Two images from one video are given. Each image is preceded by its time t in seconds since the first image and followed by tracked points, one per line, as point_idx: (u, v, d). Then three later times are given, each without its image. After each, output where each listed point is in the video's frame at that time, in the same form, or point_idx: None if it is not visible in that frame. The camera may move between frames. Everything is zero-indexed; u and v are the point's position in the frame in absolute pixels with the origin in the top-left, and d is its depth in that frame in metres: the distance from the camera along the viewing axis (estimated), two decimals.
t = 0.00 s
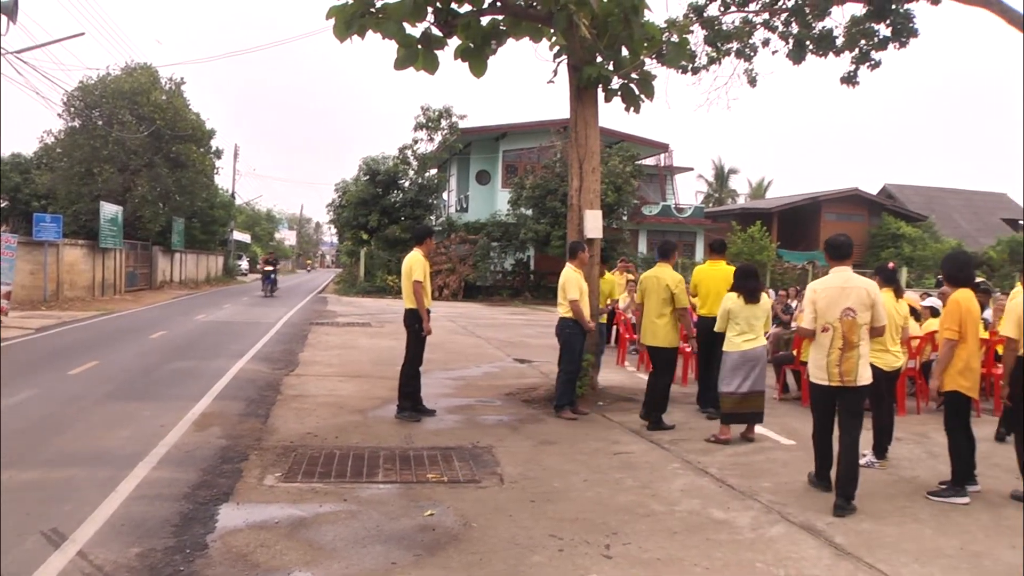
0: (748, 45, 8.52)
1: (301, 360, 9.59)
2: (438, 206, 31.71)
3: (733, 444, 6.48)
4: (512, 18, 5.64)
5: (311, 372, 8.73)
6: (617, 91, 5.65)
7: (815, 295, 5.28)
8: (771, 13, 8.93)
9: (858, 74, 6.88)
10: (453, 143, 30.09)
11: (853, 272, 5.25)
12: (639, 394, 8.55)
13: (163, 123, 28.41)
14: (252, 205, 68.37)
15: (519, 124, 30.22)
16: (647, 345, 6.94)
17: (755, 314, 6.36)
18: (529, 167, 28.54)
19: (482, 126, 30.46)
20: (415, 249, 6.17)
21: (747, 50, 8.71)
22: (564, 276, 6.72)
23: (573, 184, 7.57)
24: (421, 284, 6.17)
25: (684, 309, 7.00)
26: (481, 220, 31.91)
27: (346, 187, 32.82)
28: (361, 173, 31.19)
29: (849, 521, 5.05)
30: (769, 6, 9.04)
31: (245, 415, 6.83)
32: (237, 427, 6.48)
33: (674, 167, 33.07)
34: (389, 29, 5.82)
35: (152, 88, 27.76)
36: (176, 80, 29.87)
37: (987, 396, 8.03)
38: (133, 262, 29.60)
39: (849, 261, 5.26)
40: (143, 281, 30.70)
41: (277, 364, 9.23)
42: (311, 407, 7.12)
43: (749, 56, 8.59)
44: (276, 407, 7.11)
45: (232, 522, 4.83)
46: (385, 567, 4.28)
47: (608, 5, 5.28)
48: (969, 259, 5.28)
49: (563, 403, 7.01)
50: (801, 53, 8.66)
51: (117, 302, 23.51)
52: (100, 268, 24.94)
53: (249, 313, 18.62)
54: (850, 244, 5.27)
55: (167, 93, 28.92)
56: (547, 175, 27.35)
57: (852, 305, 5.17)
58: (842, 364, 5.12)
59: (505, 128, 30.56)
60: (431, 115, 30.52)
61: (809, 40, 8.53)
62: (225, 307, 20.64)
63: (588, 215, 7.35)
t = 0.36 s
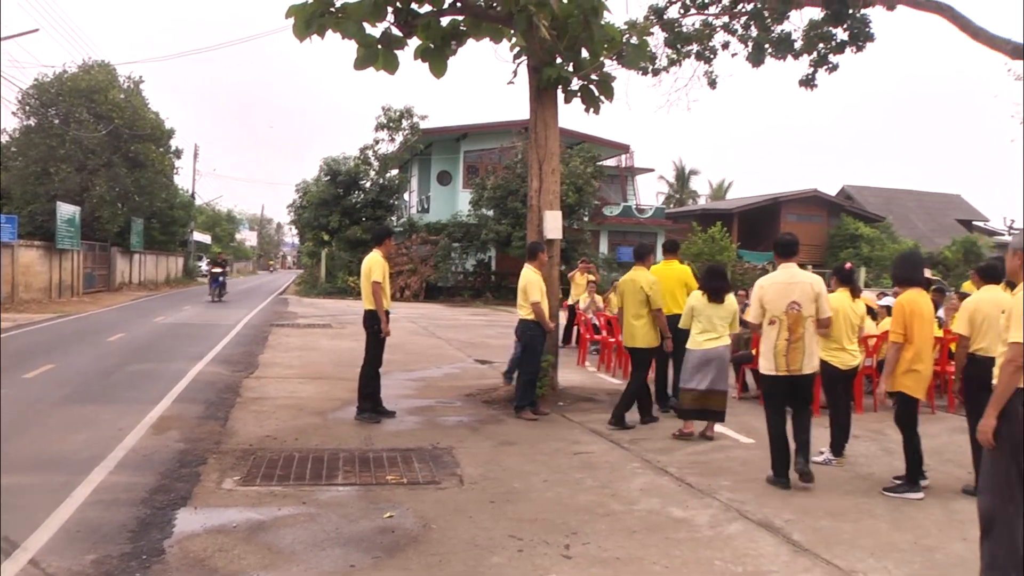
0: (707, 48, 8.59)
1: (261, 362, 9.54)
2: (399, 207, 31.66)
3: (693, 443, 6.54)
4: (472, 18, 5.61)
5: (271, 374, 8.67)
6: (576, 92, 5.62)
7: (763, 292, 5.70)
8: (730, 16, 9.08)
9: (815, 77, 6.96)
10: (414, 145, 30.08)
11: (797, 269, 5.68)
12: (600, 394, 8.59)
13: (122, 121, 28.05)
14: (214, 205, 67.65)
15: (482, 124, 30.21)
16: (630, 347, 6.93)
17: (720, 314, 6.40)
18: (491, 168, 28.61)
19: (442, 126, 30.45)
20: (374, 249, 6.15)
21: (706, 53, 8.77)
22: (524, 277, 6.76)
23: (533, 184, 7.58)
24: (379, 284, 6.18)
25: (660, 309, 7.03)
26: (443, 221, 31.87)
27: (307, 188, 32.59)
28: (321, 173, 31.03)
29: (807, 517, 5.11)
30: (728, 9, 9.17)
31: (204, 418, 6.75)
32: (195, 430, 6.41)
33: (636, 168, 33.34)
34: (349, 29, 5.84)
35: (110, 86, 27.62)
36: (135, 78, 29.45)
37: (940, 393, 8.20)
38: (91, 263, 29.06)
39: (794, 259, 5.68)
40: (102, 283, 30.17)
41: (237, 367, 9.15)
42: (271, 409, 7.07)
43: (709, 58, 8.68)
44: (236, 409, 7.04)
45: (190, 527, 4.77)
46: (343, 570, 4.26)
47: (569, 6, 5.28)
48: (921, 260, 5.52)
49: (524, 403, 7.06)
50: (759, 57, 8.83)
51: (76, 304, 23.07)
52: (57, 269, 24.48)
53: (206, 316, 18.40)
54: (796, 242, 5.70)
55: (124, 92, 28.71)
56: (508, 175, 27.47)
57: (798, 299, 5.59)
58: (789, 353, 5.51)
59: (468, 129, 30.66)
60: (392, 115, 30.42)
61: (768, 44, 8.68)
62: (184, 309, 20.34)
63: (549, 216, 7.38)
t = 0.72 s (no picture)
0: (666, 51, 8.62)
1: (218, 364, 9.46)
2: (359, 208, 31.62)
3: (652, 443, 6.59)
4: (432, 19, 5.63)
5: (229, 376, 8.61)
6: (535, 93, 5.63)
7: (723, 293, 5.78)
8: (689, 20, 9.39)
9: (773, 81, 7.05)
10: (374, 145, 29.96)
11: (756, 273, 5.79)
12: (560, 395, 8.63)
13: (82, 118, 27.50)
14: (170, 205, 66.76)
15: (443, 126, 30.20)
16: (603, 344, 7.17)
17: (676, 316, 6.46)
18: (450, 169, 28.51)
19: (403, 128, 30.38)
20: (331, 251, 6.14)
21: (666, 56, 8.82)
22: (481, 281, 6.92)
23: (492, 186, 7.62)
24: (337, 285, 6.16)
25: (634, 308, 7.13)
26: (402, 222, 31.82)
27: (266, 189, 32.30)
28: (281, 173, 30.90)
29: (762, 516, 5.17)
30: (687, 13, 9.46)
31: (160, 421, 6.66)
32: (151, 433, 6.32)
33: (596, 171, 33.60)
34: (308, 29, 5.82)
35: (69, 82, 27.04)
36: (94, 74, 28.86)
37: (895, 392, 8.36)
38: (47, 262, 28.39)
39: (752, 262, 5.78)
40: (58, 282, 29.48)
41: (194, 369, 9.06)
42: (228, 412, 7.02)
43: (668, 62, 8.69)
44: (192, 412, 6.97)
45: (144, 532, 4.68)
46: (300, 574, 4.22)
47: (527, 9, 5.28)
48: (876, 262, 5.61)
49: (482, 405, 7.07)
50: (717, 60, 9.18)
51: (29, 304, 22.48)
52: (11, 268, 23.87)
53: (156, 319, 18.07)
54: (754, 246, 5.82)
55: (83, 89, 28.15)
56: (467, 177, 27.22)
57: (756, 301, 5.69)
58: (746, 353, 5.62)
59: (427, 129, 30.53)
60: (351, 117, 30.30)
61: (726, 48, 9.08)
62: (139, 311, 19.95)
63: (507, 217, 7.45)
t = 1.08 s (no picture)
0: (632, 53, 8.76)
1: (184, 367, 9.44)
2: (326, 209, 31.60)
3: (619, 443, 6.64)
4: (397, 20, 5.64)
5: (195, 379, 8.60)
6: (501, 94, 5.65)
7: (696, 290, 5.85)
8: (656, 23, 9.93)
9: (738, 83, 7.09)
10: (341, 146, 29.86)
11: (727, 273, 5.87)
12: (528, 396, 8.69)
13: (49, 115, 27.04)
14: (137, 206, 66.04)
15: (407, 127, 30.08)
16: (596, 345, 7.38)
17: (633, 317, 6.56)
18: (416, 170, 28.49)
19: (371, 129, 30.33)
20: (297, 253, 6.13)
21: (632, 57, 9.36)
22: (442, 283, 7.07)
23: (458, 187, 7.71)
24: (301, 288, 6.26)
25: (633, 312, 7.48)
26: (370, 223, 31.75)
27: (232, 189, 32.04)
28: (247, 174, 30.67)
29: (728, 514, 5.21)
30: (654, 16, 10.05)
31: (124, 424, 6.60)
32: (115, 436, 6.25)
33: (563, 172, 33.82)
34: (273, 29, 5.80)
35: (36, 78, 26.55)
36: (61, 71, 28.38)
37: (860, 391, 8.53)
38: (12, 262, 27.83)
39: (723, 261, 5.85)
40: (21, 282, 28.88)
41: (160, 372, 8.99)
42: (194, 415, 6.99)
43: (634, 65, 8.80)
44: (157, 415, 6.92)
45: (109, 536, 4.59)
46: None
47: (493, 10, 5.31)
48: (841, 264, 5.65)
49: (450, 405, 7.20)
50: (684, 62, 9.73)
51: None
52: None
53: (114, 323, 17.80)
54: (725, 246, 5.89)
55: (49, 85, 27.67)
56: (435, 178, 27.17)
57: (727, 299, 5.79)
58: (715, 349, 5.79)
59: (394, 130, 30.41)
60: (317, 117, 30.12)
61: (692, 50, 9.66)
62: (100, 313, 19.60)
63: (473, 219, 7.56)
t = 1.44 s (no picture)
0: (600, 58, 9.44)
1: (153, 371, 9.50)
2: (297, 210, 31.49)
3: (589, 445, 6.69)
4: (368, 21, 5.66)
5: (162, 383, 8.60)
6: (471, 96, 5.71)
7: (667, 290, 5.94)
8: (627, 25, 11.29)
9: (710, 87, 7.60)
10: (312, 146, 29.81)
11: (698, 274, 5.96)
12: (499, 397, 8.76)
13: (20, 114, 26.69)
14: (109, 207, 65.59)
15: (380, 127, 30.01)
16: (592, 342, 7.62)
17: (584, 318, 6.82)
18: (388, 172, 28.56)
19: (342, 130, 30.29)
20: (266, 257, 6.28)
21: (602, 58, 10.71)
22: (413, 285, 7.22)
23: (429, 188, 7.88)
24: (272, 287, 6.42)
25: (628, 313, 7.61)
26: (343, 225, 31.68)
27: (203, 190, 31.76)
28: (218, 175, 30.39)
29: (697, 514, 5.24)
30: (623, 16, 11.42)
31: (92, 428, 6.56)
32: (82, 440, 6.21)
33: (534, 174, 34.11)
34: (243, 28, 5.79)
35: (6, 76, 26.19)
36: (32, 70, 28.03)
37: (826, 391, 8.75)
38: None
39: (694, 261, 6.00)
40: None
41: (129, 375, 9.01)
42: (162, 418, 6.99)
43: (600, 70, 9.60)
44: (125, 419, 6.91)
45: (74, 541, 4.51)
46: None
47: (464, 10, 5.36)
48: (809, 266, 5.75)
49: (419, 407, 7.27)
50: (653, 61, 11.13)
51: None
52: None
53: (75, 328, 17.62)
54: (694, 249, 6.02)
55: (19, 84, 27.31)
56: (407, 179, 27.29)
57: (695, 299, 5.86)
58: (683, 349, 5.79)
59: (366, 131, 30.41)
60: (288, 118, 29.97)
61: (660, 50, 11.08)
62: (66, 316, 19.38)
63: (444, 221, 7.71)
